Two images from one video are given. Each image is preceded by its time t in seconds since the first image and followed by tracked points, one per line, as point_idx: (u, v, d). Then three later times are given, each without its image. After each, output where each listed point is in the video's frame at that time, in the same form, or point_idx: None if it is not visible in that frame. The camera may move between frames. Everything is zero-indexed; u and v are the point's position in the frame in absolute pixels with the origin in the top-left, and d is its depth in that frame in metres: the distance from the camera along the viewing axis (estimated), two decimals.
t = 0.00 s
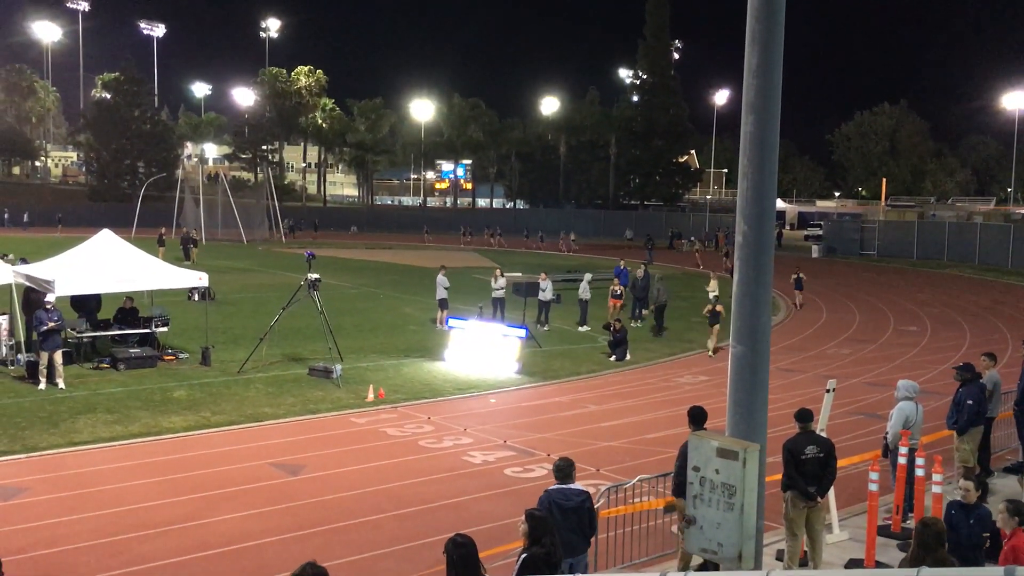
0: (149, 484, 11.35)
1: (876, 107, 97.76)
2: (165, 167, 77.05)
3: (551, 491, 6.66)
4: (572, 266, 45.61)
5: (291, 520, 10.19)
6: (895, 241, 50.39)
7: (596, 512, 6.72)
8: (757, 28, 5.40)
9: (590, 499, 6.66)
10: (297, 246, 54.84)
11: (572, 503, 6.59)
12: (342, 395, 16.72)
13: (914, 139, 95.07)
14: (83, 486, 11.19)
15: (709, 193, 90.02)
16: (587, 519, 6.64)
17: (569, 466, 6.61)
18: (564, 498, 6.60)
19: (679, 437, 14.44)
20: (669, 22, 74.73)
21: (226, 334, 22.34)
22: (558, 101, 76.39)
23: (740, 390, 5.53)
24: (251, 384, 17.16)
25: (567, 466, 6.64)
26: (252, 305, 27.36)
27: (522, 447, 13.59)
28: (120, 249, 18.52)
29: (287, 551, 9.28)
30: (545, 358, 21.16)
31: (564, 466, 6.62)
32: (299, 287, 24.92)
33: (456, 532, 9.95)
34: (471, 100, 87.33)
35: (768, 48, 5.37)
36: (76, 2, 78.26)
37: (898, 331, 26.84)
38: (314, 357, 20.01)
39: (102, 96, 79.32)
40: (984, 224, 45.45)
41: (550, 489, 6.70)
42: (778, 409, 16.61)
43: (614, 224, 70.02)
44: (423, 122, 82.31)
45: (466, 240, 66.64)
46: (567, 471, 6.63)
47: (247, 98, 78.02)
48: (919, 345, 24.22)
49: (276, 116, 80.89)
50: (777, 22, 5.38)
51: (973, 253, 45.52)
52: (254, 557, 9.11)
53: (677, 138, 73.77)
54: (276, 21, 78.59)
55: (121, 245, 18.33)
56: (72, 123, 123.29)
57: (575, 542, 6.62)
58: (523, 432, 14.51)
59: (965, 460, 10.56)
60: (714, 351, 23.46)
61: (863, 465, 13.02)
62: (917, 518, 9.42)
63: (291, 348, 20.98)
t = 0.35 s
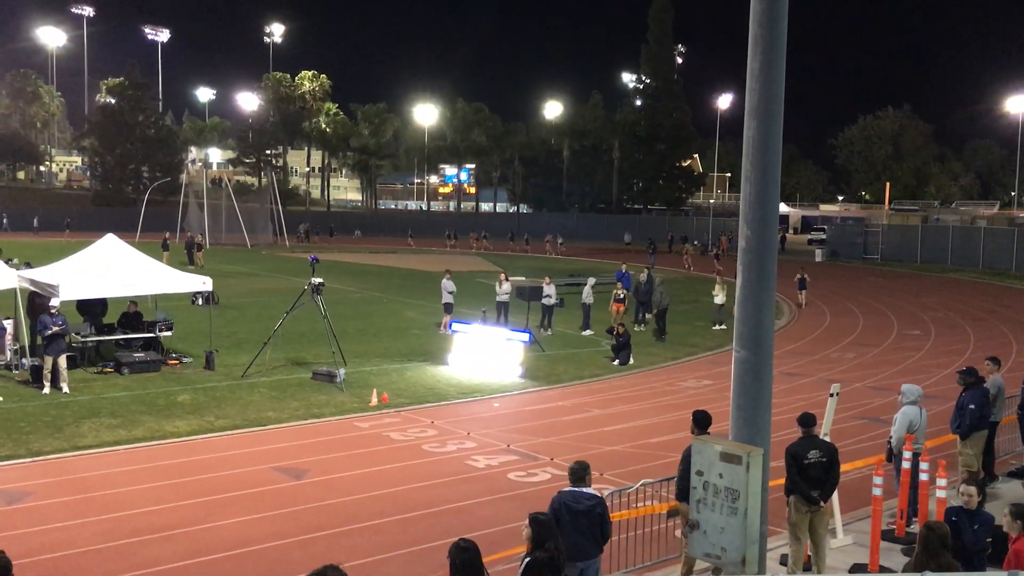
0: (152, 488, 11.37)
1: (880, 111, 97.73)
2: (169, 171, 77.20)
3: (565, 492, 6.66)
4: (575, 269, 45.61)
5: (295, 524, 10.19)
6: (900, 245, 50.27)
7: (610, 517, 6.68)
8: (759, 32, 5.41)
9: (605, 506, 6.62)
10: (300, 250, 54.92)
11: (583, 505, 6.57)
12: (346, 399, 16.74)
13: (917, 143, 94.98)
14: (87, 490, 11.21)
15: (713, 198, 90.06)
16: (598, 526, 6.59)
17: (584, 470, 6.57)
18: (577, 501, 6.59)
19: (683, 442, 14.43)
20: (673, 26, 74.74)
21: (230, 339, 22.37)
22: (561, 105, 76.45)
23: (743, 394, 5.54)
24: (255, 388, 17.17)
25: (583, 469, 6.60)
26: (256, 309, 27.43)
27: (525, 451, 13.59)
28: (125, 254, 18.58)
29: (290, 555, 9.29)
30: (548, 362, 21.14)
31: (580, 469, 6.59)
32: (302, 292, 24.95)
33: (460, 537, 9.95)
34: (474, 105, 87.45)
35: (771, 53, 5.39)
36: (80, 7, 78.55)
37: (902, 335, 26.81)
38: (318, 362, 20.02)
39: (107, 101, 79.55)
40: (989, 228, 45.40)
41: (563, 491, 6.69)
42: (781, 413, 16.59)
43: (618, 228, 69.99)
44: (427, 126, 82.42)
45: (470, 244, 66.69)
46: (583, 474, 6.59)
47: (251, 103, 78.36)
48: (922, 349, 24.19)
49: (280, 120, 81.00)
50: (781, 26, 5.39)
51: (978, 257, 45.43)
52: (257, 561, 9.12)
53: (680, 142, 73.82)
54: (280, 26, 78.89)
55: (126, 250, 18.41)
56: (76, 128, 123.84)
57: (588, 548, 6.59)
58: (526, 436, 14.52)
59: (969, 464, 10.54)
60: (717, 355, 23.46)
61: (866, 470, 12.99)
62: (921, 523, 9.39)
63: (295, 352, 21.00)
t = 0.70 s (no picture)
0: (159, 489, 11.41)
1: (888, 111, 97.46)
2: (177, 173, 77.48)
3: (583, 493, 6.66)
4: (582, 271, 45.63)
5: (302, 526, 10.21)
6: (907, 245, 50.07)
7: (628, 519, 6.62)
8: (766, 31, 5.41)
9: (622, 508, 6.56)
10: (307, 252, 55.09)
11: (600, 507, 6.55)
12: (352, 400, 16.77)
13: (925, 143, 94.67)
14: (95, 491, 11.26)
15: (720, 199, 89.95)
16: (614, 529, 6.54)
17: (605, 472, 6.60)
18: (593, 503, 6.57)
19: (691, 443, 14.42)
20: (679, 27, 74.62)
21: (238, 340, 22.43)
22: (568, 106, 76.44)
23: (750, 396, 5.52)
24: (262, 389, 17.21)
25: (603, 472, 6.63)
26: (263, 311, 27.50)
27: (532, 452, 13.59)
28: (132, 256, 18.65)
29: (296, 557, 9.29)
30: (555, 363, 21.15)
31: (600, 471, 6.62)
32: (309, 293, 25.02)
33: (468, 538, 9.94)
34: (481, 106, 87.61)
35: (778, 54, 5.38)
36: (88, 10, 78.87)
37: (910, 336, 26.74)
38: (325, 363, 20.07)
39: (114, 103, 79.86)
40: (997, 229, 45.27)
41: (582, 492, 6.69)
42: (788, 414, 16.56)
43: (625, 229, 69.91)
44: (433, 128, 82.51)
45: (476, 245, 66.76)
46: (602, 477, 6.61)
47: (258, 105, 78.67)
48: (931, 350, 24.11)
49: (287, 122, 81.15)
50: (788, 26, 5.37)
51: (986, 258, 45.30)
52: (263, 562, 9.12)
53: (687, 143, 73.68)
54: (287, 28, 79.13)
55: (134, 252, 18.51)
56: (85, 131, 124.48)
57: (604, 549, 6.56)
58: (533, 437, 14.53)
59: (978, 466, 10.49)
60: (725, 356, 23.42)
61: (875, 471, 12.95)
62: (929, 525, 9.34)
63: (302, 354, 21.04)
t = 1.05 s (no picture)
0: (167, 489, 11.45)
1: (895, 111, 97.15)
2: (183, 173, 77.68)
3: (593, 491, 6.61)
4: (588, 271, 45.64)
5: (309, 525, 10.24)
6: (915, 245, 49.85)
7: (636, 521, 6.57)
8: (773, 32, 5.42)
9: (627, 509, 6.51)
10: (314, 252, 55.20)
11: (609, 506, 6.51)
12: (359, 400, 16.81)
13: (933, 143, 94.33)
14: (104, 491, 11.31)
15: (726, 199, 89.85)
16: (619, 530, 6.50)
17: (615, 472, 6.52)
18: (603, 502, 6.53)
19: (697, 443, 14.40)
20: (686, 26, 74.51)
21: (244, 341, 22.49)
22: (574, 106, 76.36)
23: (756, 396, 5.53)
24: (269, 390, 17.24)
25: (614, 471, 6.54)
26: (269, 311, 27.57)
27: (539, 452, 13.60)
28: (139, 257, 18.66)
29: (304, 557, 9.33)
30: (561, 364, 21.15)
31: (610, 471, 6.53)
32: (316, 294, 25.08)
33: (475, 538, 9.96)
34: (487, 106, 87.70)
35: (785, 56, 5.39)
36: (95, 11, 79.15)
37: (917, 336, 26.66)
38: (331, 363, 20.11)
39: (121, 104, 80.10)
40: (1005, 229, 45.13)
41: (592, 490, 6.64)
42: (795, 414, 16.53)
43: (631, 229, 69.81)
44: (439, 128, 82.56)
45: (482, 246, 66.79)
46: (612, 476, 6.52)
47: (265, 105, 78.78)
48: (938, 351, 24.04)
49: (293, 122, 81.27)
50: (794, 27, 5.39)
51: (994, 258, 45.16)
52: (271, 562, 9.16)
53: (693, 143, 73.60)
54: (294, 29, 79.29)
55: (141, 252, 18.55)
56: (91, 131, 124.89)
57: (611, 549, 6.54)
58: (539, 438, 14.53)
59: (984, 465, 10.46)
60: (732, 356, 23.37)
61: (881, 471, 12.91)
62: (937, 525, 9.32)
63: (308, 354, 21.10)
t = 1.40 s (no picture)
0: (171, 489, 11.47)
1: (899, 112, 96.95)
2: (188, 174, 77.90)
3: (593, 491, 6.58)
4: (593, 271, 45.69)
5: (314, 526, 10.26)
6: (919, 246, 49.76)
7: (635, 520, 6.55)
8: (776, 33, 5.42)
9: (623, 507, 6.49)
10: (317, 252, 55.32)
11: (609, 506, 6.47)
12: (363, 401, 16.83)
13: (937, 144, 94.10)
14: (108, 491, 11.34)
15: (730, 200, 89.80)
16: (616, 529, 6.49)
17: (616, 472, 6.48)
18: (603, 501, 6.49)
19: (701, 444, 14.40)
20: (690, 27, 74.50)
21: (248, 341, 22.52)
22: (578, 107, 76.35)
23: (761, 397, 5.52)
24: (273, 390, 17.27)
25: (615, 471, 6.49)
26: (273, 312, 27.61)
27: (543, 453, 13.61)
28: (143, 257, 18.72)
29: (309, 557, 9.35)
30: (565, 364, 21.15)
31: (611, 471, 6.49)
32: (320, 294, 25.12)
33: (479, 538, 9.97)
34: (491, 107, 87.87)
35: (788, 57, 5.39)
36: (100, 12, 79.40)
37: (921, 337, 26.62)
38: (335, 363, 20.15)
39: (126, 105, 80.31)
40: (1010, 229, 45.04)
41: (593, 489, 6.60)
42: (799, 415, 16.51)
43: (635, 230, 69.81)
44: (443, 128, 82.65)
45: (486, 247, 66.83)
46: (613, 477, 6.48)
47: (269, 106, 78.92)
48: (942, 352, 24.01)
49: (298, 123, 81.41)
50: (799, 28, 5.39)
51: (998, 258, 45.12)
52: (276, 562, 9.19)
53: (697, 144, 73.55)
54: (298, 30, 79.45)
55: (145, 253, 18.60)
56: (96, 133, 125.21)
57: (609, 548, 6.54)
58: (543, 438, 14.53)
59: (988, 467, 10.45)
60: (736, 357, 23.35)
61: (886, 473, 12.90)
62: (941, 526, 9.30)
63: (312, 354, 21.13)
